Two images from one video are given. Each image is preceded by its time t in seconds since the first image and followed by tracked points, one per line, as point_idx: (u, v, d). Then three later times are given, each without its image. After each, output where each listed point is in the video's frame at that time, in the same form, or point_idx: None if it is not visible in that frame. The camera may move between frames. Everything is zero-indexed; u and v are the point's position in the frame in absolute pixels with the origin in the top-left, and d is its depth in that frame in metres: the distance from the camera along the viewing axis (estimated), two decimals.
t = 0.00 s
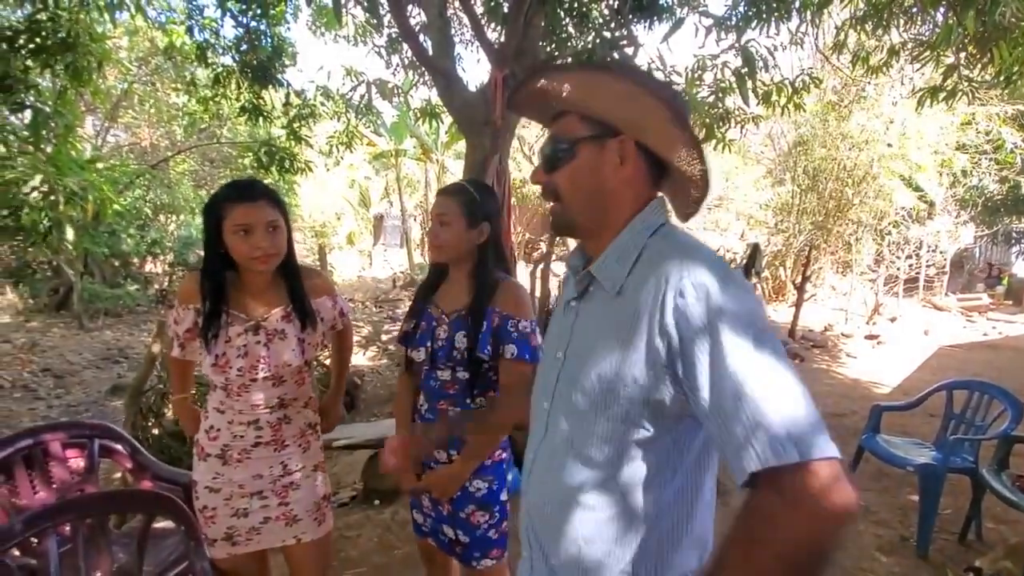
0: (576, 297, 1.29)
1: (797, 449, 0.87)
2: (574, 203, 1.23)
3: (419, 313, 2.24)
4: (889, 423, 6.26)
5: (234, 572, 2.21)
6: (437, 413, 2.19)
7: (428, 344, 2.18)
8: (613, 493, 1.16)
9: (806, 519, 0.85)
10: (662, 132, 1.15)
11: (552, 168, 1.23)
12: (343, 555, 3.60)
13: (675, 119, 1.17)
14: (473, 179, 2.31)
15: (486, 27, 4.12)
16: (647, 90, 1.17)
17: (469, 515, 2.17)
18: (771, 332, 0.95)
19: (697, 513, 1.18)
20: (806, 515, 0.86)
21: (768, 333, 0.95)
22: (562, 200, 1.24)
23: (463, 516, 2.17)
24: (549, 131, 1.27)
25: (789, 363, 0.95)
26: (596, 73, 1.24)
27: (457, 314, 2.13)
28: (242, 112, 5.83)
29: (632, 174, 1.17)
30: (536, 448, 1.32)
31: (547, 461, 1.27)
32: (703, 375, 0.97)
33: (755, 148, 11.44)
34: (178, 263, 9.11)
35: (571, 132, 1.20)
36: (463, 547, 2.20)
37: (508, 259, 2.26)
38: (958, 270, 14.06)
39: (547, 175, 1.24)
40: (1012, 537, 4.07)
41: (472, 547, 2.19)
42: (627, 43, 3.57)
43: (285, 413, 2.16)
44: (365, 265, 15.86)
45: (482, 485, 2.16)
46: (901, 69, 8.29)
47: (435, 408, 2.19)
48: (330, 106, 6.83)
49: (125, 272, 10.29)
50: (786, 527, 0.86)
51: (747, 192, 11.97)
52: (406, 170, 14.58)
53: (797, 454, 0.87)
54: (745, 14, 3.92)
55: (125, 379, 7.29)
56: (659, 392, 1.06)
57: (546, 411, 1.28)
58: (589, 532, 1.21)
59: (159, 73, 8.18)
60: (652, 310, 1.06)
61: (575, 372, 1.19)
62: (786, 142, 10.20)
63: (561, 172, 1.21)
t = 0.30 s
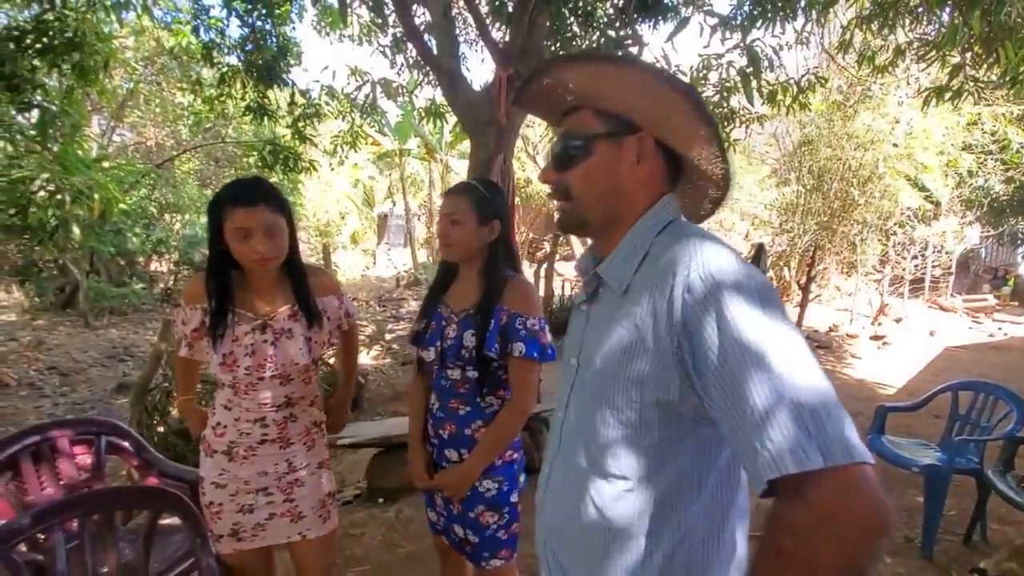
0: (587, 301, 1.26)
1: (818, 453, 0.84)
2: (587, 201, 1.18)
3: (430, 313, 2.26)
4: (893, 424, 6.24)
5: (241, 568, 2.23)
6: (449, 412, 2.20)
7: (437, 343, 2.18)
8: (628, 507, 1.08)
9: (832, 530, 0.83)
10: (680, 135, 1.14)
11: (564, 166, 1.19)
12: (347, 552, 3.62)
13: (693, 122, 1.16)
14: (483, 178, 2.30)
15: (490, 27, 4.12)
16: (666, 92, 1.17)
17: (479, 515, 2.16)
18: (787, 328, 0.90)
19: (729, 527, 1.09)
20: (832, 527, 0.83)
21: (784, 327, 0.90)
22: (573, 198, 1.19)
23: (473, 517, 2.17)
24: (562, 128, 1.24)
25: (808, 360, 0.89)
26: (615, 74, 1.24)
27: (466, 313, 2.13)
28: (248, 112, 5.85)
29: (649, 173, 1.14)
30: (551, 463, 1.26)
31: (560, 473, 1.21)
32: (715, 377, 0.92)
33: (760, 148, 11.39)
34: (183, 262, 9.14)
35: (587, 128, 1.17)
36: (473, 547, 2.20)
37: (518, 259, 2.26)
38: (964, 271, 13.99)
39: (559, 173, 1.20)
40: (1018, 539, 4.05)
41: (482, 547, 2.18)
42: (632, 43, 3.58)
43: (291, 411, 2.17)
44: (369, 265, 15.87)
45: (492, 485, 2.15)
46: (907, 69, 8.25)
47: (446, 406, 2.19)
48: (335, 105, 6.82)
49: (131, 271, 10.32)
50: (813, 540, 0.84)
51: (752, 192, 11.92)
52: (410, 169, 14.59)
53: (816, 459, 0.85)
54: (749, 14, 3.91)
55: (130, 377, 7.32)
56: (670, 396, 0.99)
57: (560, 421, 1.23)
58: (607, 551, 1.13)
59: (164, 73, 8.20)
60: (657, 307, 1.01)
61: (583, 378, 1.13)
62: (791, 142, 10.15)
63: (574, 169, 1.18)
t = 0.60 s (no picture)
0: (619, 296, 1.24)
1: (859, 451, 0.82)
2: (633, 190, 1.14)
3: (463, 310, 2.30)
4: (938, 428, 5.99)
5: (277, 556, 2.29)
6: (481, 409, 2.23)
7: (469, 338, 2.21)
8: (658, 503, 1.07)
9: (878, 535, 0.80)
10: (729, 121, 1.13)
11: (606, 154, 1.16)
12: (378, 543, 3.69)
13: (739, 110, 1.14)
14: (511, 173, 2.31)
15: (519, 25, 4.13)
16: (715, 75, 1.13)
17: (513, 513, 2.18)
18: (825, 324, 0.87)
19: (765, 528, 1.07)
20: (878, 530, 0.80)
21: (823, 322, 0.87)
22: (618, 187, 1.15)
23: (507, 514, 2.18)
24: (602, 116, 1.20)
25: (848, 356, 0.87)
26: (653, 52, 1.18)
27: (497, 307, 2.14)
28: (283, 115, 6.04)
29: (698, 161, 1.12)
30: (581, 461, 1.25)
31: (590, 468, 1.21)
32: (750, 372, 0.90)
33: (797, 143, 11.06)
34: (222, 260, 9.46)
35: (632, 115, 1.13)
36: (509, 543, 2.21)
37: (550, 254, 2.26)
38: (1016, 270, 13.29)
39: (602, 161, 1.16)
40: None
41: (518, 543, 2.20)
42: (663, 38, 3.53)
43: (323, 403, 2.22)
44: (399, 264, 16.10)
45: (525, 484, 2.15)
46: (955, 58, 7.90)
47: (479, 403, 2.22)
48: (367, 107, 6.96)
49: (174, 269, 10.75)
50: (857, 545, 0.81)
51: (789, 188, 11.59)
52: (440, 168, 14.74)
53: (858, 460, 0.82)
54: (786, 4, 3.81)
55: (173, 371, 7.63)
56: (701, 392, 0.98)
57: (590, 419, 1.21)
58: (639, 548, 1.12)
59: (205, 78, 8.50)
60: (689, 301, 0.99)
61: (614, 374, 1.12)
62: (831, 136, 9.83)
63: (618, 157, 1.14)
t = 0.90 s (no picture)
0: (634, 296, 1.20)
1: (901, 447, 0.80)
2: (625, 200, 1.15)
3: (501, 310, 2.33)
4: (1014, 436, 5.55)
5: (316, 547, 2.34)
6: (518, 409, 2.24)
7: (507, 337, 2.24)
8: (683, 505, 1.05)
9: (919, 535, 0.79)
10: (710, 117, 1.07)
11: (598, 168, 1.18)
12: (419, 534, 3.78)
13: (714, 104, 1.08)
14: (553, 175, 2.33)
15: (562, 23, 4.13)
16: (684, 78, 1.08)
17: (549, 513, 2.19)
18: (855, 324, 0.86)
19: (786, 522, 1.05)
20: (920, 528, 0.79)
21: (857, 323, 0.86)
22: (613, 200, 1.17)
23: (544, 514, 2.19)
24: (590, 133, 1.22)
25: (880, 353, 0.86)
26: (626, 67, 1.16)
27: (534, 306, 2.16)
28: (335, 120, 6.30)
29: (687, 163, 1.10)
30: (597, 463, 1.22)
31: (607, 470, 1.18)
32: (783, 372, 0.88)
33: (860, 132, 10.48)
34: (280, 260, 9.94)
35: (614, 129, 1.14)
36: (546, 542, 2.22)
37: (588, 254, 2.26)
38: None
39: (596, 176, 1.19)
40: None
41: (555, 543, 2.20)
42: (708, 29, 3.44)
43: (357, 399, 2.23)
44: (446, 262, 16.38)
45: (562, 485, 2.16)
46: None
47: (516, 403, 2.24)
48: (414, 109, 7.15)
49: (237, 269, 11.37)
50: (898, 540, 0.80)
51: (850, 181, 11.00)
52: (486, 168, 14.88)
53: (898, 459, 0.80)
54: None
55: (235, 365, 8.07)
56: (731, 392, 0.96)
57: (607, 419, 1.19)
58: (659, 547, 1.11)
59: (264, 87, 8.93)
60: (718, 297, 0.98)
61: (635, 373, 1.10)
62: (896, 125, 9.26)
63: (609, 170, 1.16)
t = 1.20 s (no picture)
0: (616, 290, 1.23)
1: (848, 418, 0.85)
2: (610, 202, 1.17)
3: (538, 307, 2.37)
4: None
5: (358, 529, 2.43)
6: (551, 403, 2.26)
7: (541, 332, 2.29)
8: (658, 489, 1.07)
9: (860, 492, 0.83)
10: (688, 124, 1.10)
11: (583, 172, 1.20)
12: (463, 523, 3.88)
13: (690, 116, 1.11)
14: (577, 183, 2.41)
15: (612, 20, 4.10)
16: (663, 93, 1.12)
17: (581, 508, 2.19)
18: (807, 304, 0.91)
19: (752, 505, 1.10)
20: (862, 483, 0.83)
21: (811, 307, 0.91)
22: (598, 200, 1.19)
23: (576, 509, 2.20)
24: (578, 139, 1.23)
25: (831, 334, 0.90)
26: (609, 79, 1.19)
27: (568, 302, 2.20)
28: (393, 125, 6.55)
29: (666, 169, 1.13)
30: (582, 453, 1.24)
31: (590, 460, 1.20)
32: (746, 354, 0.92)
33: (945, 120, 9.65)
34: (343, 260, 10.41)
35: (599, 134, 1.17)
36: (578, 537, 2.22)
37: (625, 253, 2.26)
38: None
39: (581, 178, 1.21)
40: None
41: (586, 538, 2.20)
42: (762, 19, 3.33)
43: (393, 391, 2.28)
44: (502, 262, 16.54)
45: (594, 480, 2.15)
46: None
47: (549, 398, 2.26)
48: (468, 112, 7.29)
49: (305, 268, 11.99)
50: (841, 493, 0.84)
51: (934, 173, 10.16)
52: (541, 167, 14.89)
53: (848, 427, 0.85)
54: None
55: (300, 359, 8.54)
56: (702, 376, 0.99)
57: (591, 407, 1.21)
58: (639, 535, 1.11)
59: (328, 95, 9.38)
60: (690, 282, 1.01)
61: (615, 362, 1.12)
62: (987, 111, 8.47)
63: (593, 174, 1.17)
